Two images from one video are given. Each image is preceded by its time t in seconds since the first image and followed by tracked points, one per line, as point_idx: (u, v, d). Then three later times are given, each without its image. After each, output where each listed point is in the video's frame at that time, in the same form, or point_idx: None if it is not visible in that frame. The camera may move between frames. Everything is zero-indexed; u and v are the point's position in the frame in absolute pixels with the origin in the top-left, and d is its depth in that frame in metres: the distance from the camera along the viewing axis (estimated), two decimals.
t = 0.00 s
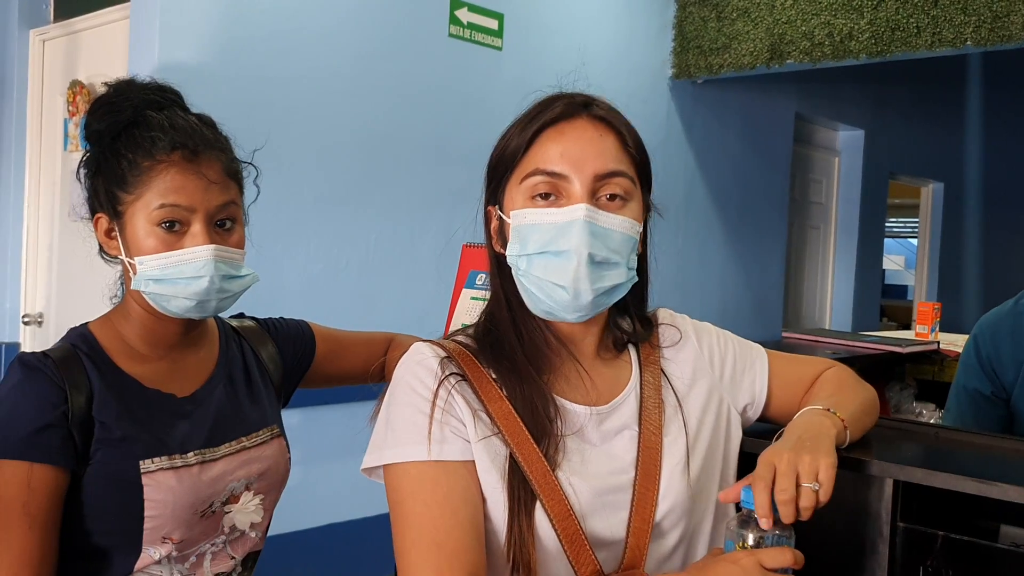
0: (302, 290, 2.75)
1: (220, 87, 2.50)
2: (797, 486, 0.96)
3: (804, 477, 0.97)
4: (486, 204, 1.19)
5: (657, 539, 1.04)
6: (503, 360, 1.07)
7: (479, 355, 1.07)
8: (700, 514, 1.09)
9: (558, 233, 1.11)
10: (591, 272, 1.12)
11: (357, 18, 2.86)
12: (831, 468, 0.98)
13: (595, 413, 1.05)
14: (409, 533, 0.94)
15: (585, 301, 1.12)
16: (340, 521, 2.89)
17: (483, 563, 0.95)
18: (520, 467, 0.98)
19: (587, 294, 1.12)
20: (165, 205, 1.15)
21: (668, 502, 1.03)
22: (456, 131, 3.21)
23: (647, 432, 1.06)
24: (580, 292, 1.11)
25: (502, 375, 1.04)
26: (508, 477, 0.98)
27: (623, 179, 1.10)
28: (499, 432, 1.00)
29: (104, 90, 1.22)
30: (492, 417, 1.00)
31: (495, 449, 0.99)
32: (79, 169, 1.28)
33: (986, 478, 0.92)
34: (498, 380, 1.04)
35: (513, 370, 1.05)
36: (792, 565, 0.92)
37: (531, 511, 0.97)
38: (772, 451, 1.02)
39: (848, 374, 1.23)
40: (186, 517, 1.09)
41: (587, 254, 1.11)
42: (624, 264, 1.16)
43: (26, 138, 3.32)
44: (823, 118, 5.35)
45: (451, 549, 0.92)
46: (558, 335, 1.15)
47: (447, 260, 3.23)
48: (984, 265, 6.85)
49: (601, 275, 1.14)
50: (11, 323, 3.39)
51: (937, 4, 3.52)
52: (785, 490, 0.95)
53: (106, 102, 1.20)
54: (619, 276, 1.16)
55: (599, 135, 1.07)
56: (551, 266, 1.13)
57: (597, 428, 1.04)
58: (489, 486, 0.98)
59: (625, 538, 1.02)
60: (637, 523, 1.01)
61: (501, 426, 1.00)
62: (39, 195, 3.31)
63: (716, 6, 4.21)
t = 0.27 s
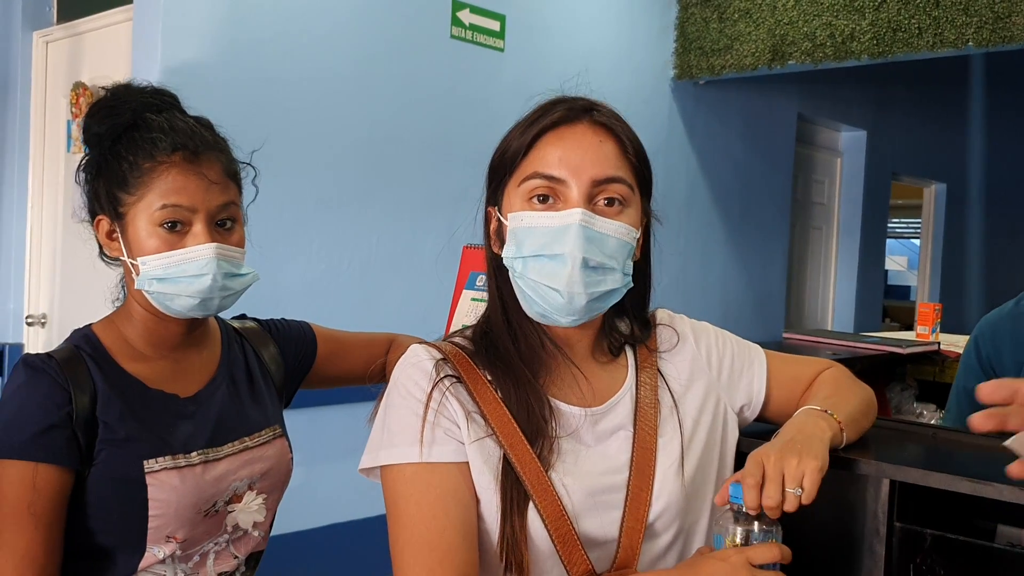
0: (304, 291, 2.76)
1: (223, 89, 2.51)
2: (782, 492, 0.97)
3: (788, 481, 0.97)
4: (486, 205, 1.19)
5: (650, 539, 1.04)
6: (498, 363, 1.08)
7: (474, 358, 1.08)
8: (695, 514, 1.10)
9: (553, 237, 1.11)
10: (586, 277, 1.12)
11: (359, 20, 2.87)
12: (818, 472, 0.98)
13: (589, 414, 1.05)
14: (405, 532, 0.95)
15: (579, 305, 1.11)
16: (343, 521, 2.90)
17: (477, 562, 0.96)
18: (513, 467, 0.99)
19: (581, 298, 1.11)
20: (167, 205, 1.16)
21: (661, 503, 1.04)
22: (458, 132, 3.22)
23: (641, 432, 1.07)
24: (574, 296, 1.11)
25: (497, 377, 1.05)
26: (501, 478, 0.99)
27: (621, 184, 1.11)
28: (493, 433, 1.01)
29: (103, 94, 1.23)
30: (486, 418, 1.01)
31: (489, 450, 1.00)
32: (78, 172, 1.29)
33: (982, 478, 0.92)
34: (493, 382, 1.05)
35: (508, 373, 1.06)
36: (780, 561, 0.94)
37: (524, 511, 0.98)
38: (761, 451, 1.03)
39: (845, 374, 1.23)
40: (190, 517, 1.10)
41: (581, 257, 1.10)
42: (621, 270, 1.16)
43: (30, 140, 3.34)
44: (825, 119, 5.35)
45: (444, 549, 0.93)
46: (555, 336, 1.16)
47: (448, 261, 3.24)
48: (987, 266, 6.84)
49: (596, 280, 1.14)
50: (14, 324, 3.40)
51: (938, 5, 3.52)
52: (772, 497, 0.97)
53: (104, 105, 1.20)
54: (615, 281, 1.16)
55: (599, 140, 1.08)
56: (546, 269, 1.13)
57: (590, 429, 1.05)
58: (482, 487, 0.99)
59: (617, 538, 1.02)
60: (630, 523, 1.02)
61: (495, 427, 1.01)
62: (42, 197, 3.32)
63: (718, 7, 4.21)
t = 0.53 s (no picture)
0: (305, 290, 2.76)
1: (223, 88, 2.52)
2: (785, 491, 0.97)
3: (792, 482, 0.97)
4: (482, 206, 1.19)
5: (648, 536, 1.05)
6: (498, 360, 1.08)
7: (474, 355, 1.08)
8: (694, 511, 1.10)
9: (549, 247, 1.11)
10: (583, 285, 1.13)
11: (359, 19, 2.88)
12: (821, 475, 0.98)
13: (588, 412, 1.05)
14: (404, 528, 0.95)
15: (577, 312, 1.13)
16: (343, 520, 2.91)
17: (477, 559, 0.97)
18: (512, 464, 0.99)
19: (580, 304, 1.13)
20: (168, 203, 1.17)
21: (660, 500, 1.04)
22: (458, 132, 3.23)
23: (640, 430, 1.07)
24: (573, 304, 1.12)
25: (497, 375, 1.05)
26: (500, 474, 0.99)
27: (617, 188, 1.11)
28: (493, 430, 1.01)
29: (99, 92, 1.23)
30: (486, 416, 1.01)
31: (488, 447, 1.00)
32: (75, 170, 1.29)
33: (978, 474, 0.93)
34: (493, 380, 1.05)
35: (507, 370, 1.06)
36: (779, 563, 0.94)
37: (523, 508, 0.99)
38: (765, 451, 1.03)
39: (843, 372, 1.24)
40: (189, 513, 1.10)
41: (579, 266, 1.11)
42: (619, 273, 1.16)
43: (31, 139, 3.34)
44: (826, 118, 5.35)
45: (444, 544, 0.94)
46: (554, 334, 1.16)
47: (449, 260, 3.25)
48: (988, 266, 6.84)
49: (594, 286, 1.15)
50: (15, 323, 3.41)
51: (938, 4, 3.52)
52: (773, 495, 0.96)
53: (100, 103, 1.20)
54: (613, 285, 1.17)
55: (593, 143, 1.08)
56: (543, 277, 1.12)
57: (589, 426, 1.05)
58: (481, 483, 0.99)
59: (616, 534, 1.03)
60: (628, 520, 1.02)
61: (495, 424, 1.01)
62: (43, 196, 3.33)
63: (718, 7, 4.21)
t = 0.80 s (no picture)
0: (304, 291, 2.76)
1: (222, 89, 2.52)
2: (773, 485, 0.97)
3: (780, 476, 0.97)
4: (479, 205, 1.20)
5: (644, 536, 1.05)
6: (494, 361, 1.08)
7: (470, 355, 1.08)
8: (690, 511, 1.10)
9: (546, 242, 1.11)
10: (579, 280, 1.13)
11: (359, 20, 2.88)
12: (809, 467, 0.98)
13: (584, 412, 1.05)
14: (400, 527, 0.95)
15: (574, 307, 1.12)
16: (341, 522, 2.90)
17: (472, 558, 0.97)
18: (508, 465, 0.99)
19: (577, 302, 1.12)
20: (166, 205, 1.17)
21: (656, 500, 1.04)
22: (457, 133, 3.23)
23: (636, 430, 1.07)
24: (569, 300, 1.12)
25: (493, 375, 1.05)
26: (496, 475, 0.99)
27: (612, 187, 1.11)
28: (488, 430, 1.01)
29: (95, 93, 1.23)
30: (482, 416, 1.01)
31: (484, 447, 1.00)
32: (71, 170, 1.29)
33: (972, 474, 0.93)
34: (489, 380, 1.05)
35: (503, 371, 1.06)
36: (772, 558, 0.94)
37: (519, 508, 0.99)
38: (753, 449, 1.03)
39: (838, 371, 1.24)
40: (185, 513, 1.10)
41: (575, 262, 1.11)
42: (615, 270, 1.16)
43: (31, 140, 3.34)
44: (825, 120, 5.36)
45: (439, 544, 0.94)
46: (550, 334, 1.16)
47: (448, 261, 3.25)
48: (987, 267, 6.84)
49: (589, 282, 1.15)
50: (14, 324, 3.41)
51: (937, 6, 3.53)
52: (761, 489, 0.96)
53: (97, 104, 1.20)
54: (610, 282, 1.17)
55: (588, 141, 1.08)
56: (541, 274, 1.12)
57: (585, 427, 1.05)
58: (477, 483, 0.99)
59: (612, 535, 1.03)
60: (624, 520, 1.02)
61: (491, 425, 1.01)
62: (42, 197, 3.33)
63: (717, 8, 4.22)
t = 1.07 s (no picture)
0: (304, 291, 2.77)
1: (222, 90, 2.52)
2: (771, 473, 0.97)
3: (776, 463, 0.98)
4: (478, 204, 1.20)
5: (643, 536, 1.05)
6: (493, 362, 1.08)
7: (470, 356, 1.08)
8: (688, 511, 1.11)
9: (546, 238, 1.12)
10: (580, 277, 1.12)
11: (359, 21, 2.88)
12: (803, 451, 0.99)
13: (583, 412, 1.06)
14: (401, 527, 0.96)
15: (574, 304, 1.12)
16: (341, 522, 2.91)
17: (473, 558, 0.97)
18: (509, 465, 1.00)
19: (576, 297, 1.12)
20: (167, 206, 1.17)
21: (656, 499, 1.05)
22: (457, 134, 3.23)
23: (635, 430, 1.07)
24: (569, 296, 1.12)
25: (493, 376, 1.06)
26: (497, 474, 1.00)
27: (612, 183, 1.12)
28: (489, 431, 1.01)
29: (94, 93, 1.23)
30: (483, 416, 1.02)
31: (484, 447, 1.00)
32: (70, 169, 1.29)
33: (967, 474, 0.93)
34: (489, 381, 1.05)
35: (503, 372, 1.07)
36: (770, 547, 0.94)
37: (519, 508, 0.99)
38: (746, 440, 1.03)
39: (832, 369, 1.25)
40: (182, 513, 1.10)
41: (576, 258, 1.11)
42: (615, 267, 1.16)
43: (32, 141, 3.35)
44: (825, 121, 5.36)
45: (440, 543, 0.94)
46: (548, 334, 1.16)
47: (448, 262, 3.25)
48: (988, 268, 6.84)
49: (590, 279, 1.14)
50: (16, 324, 3.42)
51: (936, 7, 3.53)
52: (760, 478, 0.97)
53: (96, 104, 1.21)
54: (609, 278, 1.16)
55: (589, 139, 1.09)
56: (541, 270, 1.12)
57: (585, 427, 1.05)
58: (478, 483, 0.99)
59: (612, 535, 1.03)
60: (624, 519, 1.02)
61: (491, 425, 1.01)
62: (43, 197, 3.34)
63: (717, 9, 4.22)
